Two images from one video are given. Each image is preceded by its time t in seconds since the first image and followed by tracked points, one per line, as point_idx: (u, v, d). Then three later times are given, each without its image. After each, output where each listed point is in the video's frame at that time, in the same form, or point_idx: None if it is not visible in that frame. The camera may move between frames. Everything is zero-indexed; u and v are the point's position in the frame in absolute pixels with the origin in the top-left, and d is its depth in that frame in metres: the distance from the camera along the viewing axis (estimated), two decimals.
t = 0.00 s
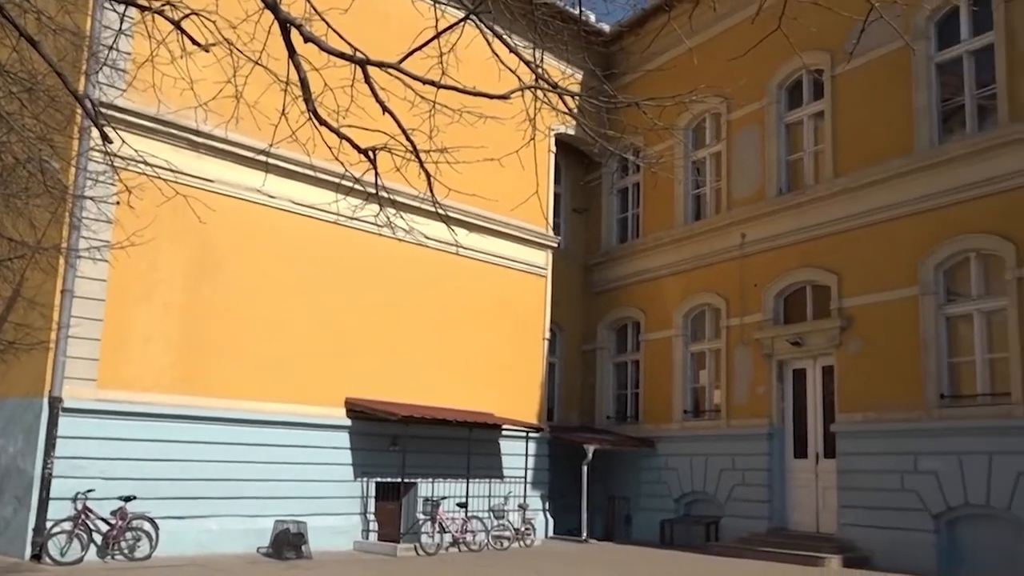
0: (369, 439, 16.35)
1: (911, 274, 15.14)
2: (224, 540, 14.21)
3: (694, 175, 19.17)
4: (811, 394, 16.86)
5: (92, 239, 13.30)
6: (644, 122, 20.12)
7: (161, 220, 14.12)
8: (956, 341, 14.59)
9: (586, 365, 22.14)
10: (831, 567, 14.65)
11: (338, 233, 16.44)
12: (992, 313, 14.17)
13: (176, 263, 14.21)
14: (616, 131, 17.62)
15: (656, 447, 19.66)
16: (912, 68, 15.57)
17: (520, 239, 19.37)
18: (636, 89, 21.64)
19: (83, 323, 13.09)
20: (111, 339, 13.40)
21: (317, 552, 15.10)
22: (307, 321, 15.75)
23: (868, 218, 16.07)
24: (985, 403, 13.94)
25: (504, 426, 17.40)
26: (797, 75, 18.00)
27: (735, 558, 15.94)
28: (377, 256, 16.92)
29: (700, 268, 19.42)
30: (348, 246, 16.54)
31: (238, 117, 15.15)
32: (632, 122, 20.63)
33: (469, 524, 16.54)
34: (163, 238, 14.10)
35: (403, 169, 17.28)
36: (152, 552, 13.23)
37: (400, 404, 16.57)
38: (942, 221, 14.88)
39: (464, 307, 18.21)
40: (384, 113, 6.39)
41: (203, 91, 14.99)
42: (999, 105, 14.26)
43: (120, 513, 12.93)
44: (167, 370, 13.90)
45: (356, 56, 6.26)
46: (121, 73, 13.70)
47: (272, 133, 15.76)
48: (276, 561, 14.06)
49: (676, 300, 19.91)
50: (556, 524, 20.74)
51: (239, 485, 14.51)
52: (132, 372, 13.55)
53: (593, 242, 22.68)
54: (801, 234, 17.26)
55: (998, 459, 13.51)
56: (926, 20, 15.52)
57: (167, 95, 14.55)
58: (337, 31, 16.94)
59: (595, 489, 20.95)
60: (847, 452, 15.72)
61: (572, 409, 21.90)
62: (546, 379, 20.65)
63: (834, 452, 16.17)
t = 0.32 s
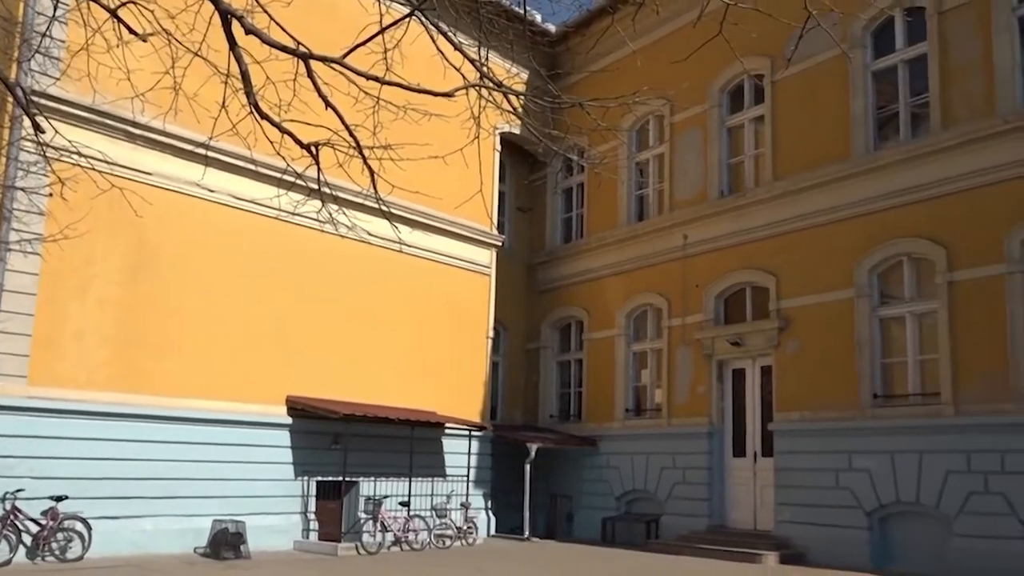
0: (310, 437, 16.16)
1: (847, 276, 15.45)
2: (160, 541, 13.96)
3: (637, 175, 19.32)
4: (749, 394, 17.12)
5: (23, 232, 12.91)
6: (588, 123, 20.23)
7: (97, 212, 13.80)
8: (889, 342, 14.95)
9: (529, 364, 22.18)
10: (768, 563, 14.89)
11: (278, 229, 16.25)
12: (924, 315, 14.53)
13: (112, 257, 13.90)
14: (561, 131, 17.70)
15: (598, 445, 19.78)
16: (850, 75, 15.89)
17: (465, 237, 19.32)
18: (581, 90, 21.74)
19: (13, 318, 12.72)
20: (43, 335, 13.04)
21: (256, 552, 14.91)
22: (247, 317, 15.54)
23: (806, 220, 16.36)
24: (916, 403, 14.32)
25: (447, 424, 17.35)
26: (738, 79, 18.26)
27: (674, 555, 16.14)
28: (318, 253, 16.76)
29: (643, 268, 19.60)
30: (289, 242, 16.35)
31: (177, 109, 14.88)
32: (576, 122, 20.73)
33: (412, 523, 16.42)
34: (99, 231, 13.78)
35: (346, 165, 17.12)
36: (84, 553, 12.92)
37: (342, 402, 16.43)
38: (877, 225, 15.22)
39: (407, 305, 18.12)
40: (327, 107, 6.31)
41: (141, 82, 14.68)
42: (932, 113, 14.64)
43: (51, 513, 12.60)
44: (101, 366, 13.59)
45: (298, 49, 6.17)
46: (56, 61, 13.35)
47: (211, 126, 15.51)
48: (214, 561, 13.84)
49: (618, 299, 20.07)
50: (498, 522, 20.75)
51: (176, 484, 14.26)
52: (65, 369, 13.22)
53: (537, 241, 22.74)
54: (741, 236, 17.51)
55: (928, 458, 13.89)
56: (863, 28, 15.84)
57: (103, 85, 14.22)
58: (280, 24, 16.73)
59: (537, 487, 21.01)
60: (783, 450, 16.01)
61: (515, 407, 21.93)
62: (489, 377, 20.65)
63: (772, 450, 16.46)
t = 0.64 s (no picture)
0: (256, 435, 15.98)
1: (793, 278, 15.70)
2: (100, 540, 13.72)
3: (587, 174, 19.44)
4: (696, 393, 17.31)
5: None
6: (540, 122, 20.28)
7: (37, 205, 13.50)
8: (832, 342, 15.23)
9: (479, 362, 22.16)
10: (714, 560, 15.06)
11: (225, 224, 16.03)
12: (866, 316, 14.82)
13: (52, 251, 13.61)
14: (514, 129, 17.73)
15: (547, 444, 19.85)
16: (797, 79, 16.15)
17: (415, 235, 19.21)
18: (532, 90, 21.79)
19: None
20: None
21: (199, 552, 14.72)
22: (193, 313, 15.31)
23: (753, 222, 16.59)
24: (857, 402, 14.62)
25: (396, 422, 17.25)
26: (688, 82, 18.46)
27: (620, 552, 16.27)
28: (266, 249, 16.58)
29: (592, 268, 19.72)
30: (235, 238, 16.15)
31: (122, 100, 14.60)
32: (527, 121, 20.77)
33: (359, 521, 16.32)
34: (40, 224, 13.48)
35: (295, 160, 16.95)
36: (21, 553, 12.62)
37: (289, 400, 16.26)
38: (823, 227, 15.47)
39: (356, 303, 18.00)
40: (276, 102, 6.24)
41: (84, 72, 14.39)
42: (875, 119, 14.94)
43: None
44: (41, 362, 13.30)
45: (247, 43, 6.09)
46: None
47: (156, 118, 15.24)
48: (156, 561, 13.63)
49: (568, 298, 20.15)
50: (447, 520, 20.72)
51: (119, 482, 14.00)
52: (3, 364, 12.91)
53: (488, 239, 22.73)
54: (690, 237, 17.69)
55: (868, 456, 14.18)
56: (810, 34, 16.10)
57: (45, 75, 13.90)
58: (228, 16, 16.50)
59: (486, 485, 21.01)
60: (729, 449, 16.20)
61: (464, 406, 21.91)
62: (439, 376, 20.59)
63: (718, 449, 16.67)
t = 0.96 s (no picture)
0: (197, 433, 15.74)
1: (736, 279, 15.92)
2: (33, 540, 13.40)
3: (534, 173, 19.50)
4: (641, 393, 17.46)
5: None
6: (487, 120, 20.29)
7: None
8: (774, 343, 15.47)
9: (426, 360, 22.08)
10: (656, 558, 15.21)
11: (166, 217, 15.76)
12: (806, 318, 15.08)
13: None
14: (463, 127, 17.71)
15: (492, 442, 19.85)
16: (742, 83, 16.37)
17: (362, 231, 19.07)
18: (480, 88, 21.79)
19: None
20: None
21: (137, 552, 14.47)
22: (132, 308, 15.02)
23: (698, 223, 16.78)
24: (797, 402, 14.88)
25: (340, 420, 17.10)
26: (635, 84, 18.61)
27: (565, 550, 16.35)
28: (209, 244, 16.33)
29: (539, 267, 19.78)
30: (177, 232, 15.88)
31: (59, 88, 14.27)
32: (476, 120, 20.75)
33: (302, 520, 16.18)
34: None
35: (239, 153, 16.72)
36: None
37: (231, 397, 16.04)
38: (766, 229, 15.70)
39: (301, 299, 17.82)
40: (219, 95, 6.15)
41: (20, 59, 14.02)
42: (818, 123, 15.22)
43: None
44: None
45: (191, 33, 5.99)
46: None
47: (96, 108, 14.92)
48: (92, 561, 13.35)
49: (516, 297, 20.18)
50: (391, 518, 20.62)
51: (53, 481, 13.70)
52: None
53: (435, 237, 22.66)
54: (635, 237, 17.85)
55: (807, 455, 14.44)
56: (755, 40, 16.34)
57: None
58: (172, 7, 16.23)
59: (431, 484, 20.95)
60: (674, 447, 16.36)
61: (410, 404, 21.81)
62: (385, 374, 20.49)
63: (661, 448, 16.83)
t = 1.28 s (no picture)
0: (147, 432, 15.51)
1: (691, 279, 16.06)
2: None
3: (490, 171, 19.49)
4: (596, 392, 17.54)
5: None
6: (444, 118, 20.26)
7: None
8: (727, 343, 15.63)
9: (381, 359, 21.96)
10: (611, 556, 15.28)
11: (116, 212, 15.50)
12: (759, 318, 15.26)
13: None
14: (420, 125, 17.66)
15: (447, 441, 19.82)
16: (697, 85, 16.53)
17: (317, 228, 18.92)
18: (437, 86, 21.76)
19: None
20: None
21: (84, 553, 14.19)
22: (79, 304, 14.75)
23: (654, 223, 16.89)
24: (749, 401, 15.06)
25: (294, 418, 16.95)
26: (593, 84, 18.69)
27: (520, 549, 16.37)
28: (159, 239, 16.09)
29: (496, 266, 19.78)
30: (127, 227, 15.62)
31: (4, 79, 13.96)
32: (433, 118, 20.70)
33: (255, 520, 15.99)
34: None
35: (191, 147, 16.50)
36: None
37: (182, 395, 15.81)
38: (721, 230, 15.85)
39: (254, 297, 17.63)
40: (171, 88, 6.05)
41: None
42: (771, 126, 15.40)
43: None
44: None
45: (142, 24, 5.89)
46: None
47: (43, 100, 14.63)
48: (37, 562, 13.09)
49: (472, 295, 20.16)
50: (346, 518, 20.47)
51: None
52: None
53: (392, 235, 22.55)
54: (591, 237, 17.93)
55: (760, 454, 14.62)
56: (710, 43, 16.50)
57: None
58: None
59: (386, 483, 20.84)
60: (630, 446, 16.44)
61: (365, 402, 21.67)
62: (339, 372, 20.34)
63: (616, 447, 16.93)
